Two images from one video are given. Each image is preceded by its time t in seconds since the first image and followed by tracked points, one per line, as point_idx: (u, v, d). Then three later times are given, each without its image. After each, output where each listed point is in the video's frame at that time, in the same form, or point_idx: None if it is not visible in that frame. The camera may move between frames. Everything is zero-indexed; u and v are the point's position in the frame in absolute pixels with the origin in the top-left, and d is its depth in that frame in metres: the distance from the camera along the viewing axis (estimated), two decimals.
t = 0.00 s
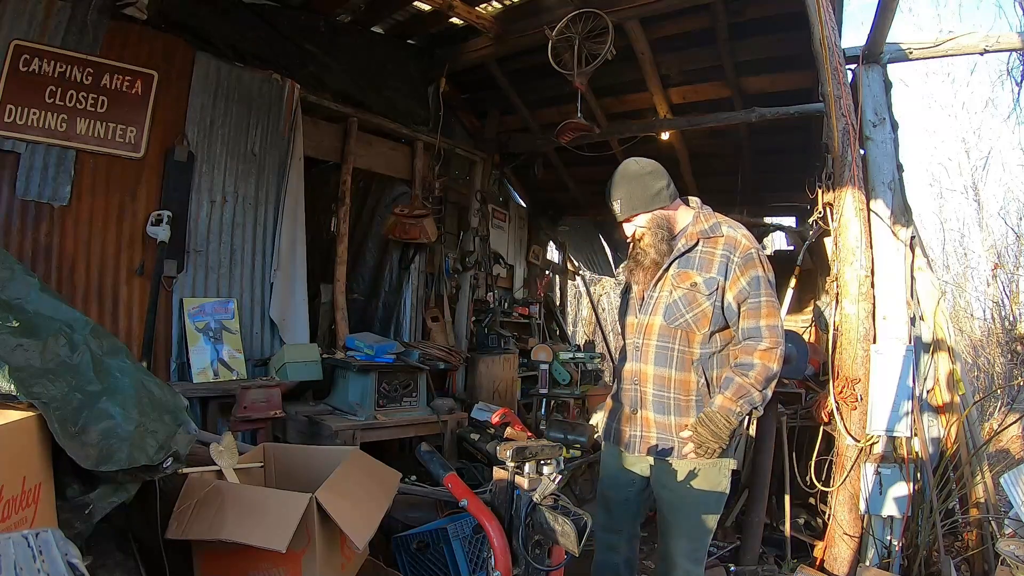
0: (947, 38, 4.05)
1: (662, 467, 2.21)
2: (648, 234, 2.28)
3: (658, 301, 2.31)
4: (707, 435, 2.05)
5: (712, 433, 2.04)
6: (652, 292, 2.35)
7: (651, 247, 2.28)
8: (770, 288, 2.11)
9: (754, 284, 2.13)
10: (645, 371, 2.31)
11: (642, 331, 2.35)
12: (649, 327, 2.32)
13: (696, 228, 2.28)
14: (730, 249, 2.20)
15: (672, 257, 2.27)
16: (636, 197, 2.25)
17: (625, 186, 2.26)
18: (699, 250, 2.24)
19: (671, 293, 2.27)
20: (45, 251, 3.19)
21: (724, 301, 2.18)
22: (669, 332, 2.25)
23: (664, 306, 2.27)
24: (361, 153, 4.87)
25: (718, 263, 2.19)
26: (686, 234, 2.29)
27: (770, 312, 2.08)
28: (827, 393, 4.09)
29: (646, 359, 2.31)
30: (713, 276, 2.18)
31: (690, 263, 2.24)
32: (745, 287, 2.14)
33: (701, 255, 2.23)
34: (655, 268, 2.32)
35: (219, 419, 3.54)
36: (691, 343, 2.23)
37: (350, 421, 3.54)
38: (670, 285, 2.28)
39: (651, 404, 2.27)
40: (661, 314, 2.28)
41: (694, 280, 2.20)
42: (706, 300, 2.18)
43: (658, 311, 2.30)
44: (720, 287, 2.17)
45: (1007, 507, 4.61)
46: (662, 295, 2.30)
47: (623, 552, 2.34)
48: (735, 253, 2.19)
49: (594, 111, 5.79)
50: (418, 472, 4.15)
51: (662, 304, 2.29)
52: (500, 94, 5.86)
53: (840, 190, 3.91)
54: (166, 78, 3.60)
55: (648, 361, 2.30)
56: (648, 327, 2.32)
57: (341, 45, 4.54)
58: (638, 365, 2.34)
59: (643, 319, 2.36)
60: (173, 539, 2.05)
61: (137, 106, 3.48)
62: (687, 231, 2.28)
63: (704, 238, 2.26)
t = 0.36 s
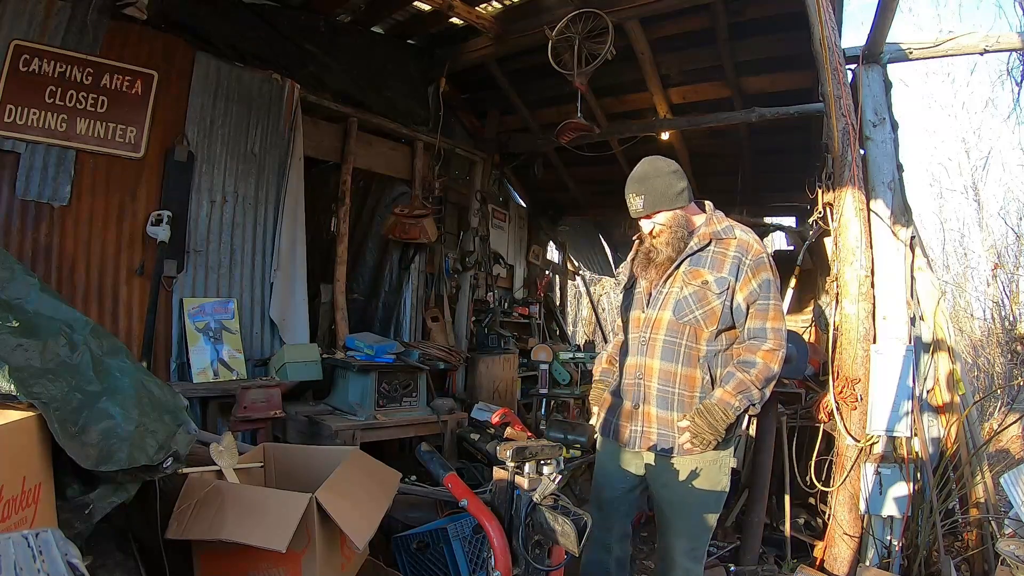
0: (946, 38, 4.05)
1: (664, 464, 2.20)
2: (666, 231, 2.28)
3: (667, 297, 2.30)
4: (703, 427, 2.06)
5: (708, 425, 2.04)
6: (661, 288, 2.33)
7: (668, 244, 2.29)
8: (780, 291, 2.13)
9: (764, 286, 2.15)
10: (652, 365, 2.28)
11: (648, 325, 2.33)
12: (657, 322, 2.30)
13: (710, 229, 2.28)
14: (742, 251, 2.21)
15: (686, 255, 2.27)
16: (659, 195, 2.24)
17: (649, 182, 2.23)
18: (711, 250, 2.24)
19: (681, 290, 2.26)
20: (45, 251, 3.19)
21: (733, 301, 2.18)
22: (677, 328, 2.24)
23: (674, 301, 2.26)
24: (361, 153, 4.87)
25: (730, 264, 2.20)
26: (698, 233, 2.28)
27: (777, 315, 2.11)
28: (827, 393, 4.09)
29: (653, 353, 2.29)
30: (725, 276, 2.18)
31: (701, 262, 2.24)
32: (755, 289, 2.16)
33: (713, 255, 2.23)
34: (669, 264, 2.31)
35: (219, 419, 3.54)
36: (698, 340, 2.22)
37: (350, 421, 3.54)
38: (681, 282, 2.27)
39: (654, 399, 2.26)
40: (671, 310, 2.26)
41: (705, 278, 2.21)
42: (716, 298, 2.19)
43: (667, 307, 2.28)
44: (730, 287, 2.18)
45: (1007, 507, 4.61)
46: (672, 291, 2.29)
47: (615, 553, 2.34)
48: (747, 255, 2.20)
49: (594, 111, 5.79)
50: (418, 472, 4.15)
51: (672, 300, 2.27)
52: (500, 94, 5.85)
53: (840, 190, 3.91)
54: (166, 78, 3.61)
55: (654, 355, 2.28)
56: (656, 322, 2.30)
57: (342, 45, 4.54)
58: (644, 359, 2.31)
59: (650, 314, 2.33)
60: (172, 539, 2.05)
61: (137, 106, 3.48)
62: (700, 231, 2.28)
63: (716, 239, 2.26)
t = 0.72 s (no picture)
0: (946, 38, 4.05)
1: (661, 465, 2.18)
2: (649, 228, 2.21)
3: (660, 298, 2.26)
4: (719, 425, 1.97)
5: (722, 418, 1.97)
6: (650, 288, 2.28)
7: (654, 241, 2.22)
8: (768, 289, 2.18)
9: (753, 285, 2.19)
10: (649, 368, 2.24)
11: (642, 327, 2.27)
12: (652, 323, 2.26)
13: (695, 229, 2.28)
14: (729, 250, 2.24)
15: (676, 254, 2.24)
16: (641, 190, 2.16)
17: (631, 176, 2.15)
18: (700, 250, 2.25)
19: (673, 291, 2.24)
20: (45, 251, 3.19)
21: (725, 300, 2.21)
22: (674, 328, 2.21)
23: (669, 302, 2.23)
24: (361, 153, 4.88)
25: (720, 263, 2.22)
26: (684, 232, 2.29)
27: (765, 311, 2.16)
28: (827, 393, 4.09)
29: (650, 355, 2.24)
30: (716, 275, 2.20)
31: (691, 262, 2.24)
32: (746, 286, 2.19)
33: (702, 254, 2.24)
34: (657, 263, 2.26)
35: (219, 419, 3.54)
36: (693, 340, 2.22)
37: (350, 421, 3.54)
38: (672, 282, 2.25)
39: (652, 400, 2.22)
40: (667, 311, 2.23)
41: (698, 278, 2.21)
42: (709, 298, 2.19)
43: (662, 308, 2.24)
44: (722, 286, 2.20)
45: (1007, 507, 4.61)
46: (665, 291, 2.26)
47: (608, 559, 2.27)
48: (734, 254, 2.23)
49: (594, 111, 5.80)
50: (418, 472, 4.16)
51: (666, 301, 2.24)
52: (500, 94, 5.86)
53: (840, 190, 3.91)
54: (166, 77, 3.60)
55: (651, 358, 2.24)
56: (651, 324, 2.26)
57: (342, 45, 4.54)
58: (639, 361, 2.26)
59: (643, 315, 2.28)
60: (173, 539, 2.05)
61: (137, 106, 3.48)
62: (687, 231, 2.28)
63: (703, 239, 2.27)
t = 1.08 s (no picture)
0: (947, 38, 4.04)
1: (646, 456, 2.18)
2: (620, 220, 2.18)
3: (635, 292, 2.26)
4: (708, 399, 2.02)
5: (711, 397, 2.01)
6: (622, 284, 2.28)
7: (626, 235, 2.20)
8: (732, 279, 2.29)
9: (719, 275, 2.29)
10: (628, 363, 2.23)
11: (618, 323, 2.26)
12: (627, 318, 2.25)
13: (659, 223, 2.33)
14: (693, 244, 2.32)
15: (645, 248, 2.26)
16: (601, 184, 2.18)
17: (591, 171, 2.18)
18: (668, 244, 2.29)
19: (647, 284, 2.26)
20: (45, 251, 3.20)
21: (694, 292, 2.29)
22: (651, 322, 2.23)
23: (644, 295, 2.24)
24: (361, 153, 4.88)
25: (687, 256, 2.29)
26: (651, 228, 2.31)
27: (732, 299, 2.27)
28: (827, 393, 4.09)
29: (628, 350, 2.23)
30: (685, 267, 2.27)
31: (661, 255, 2.28)
32: (712, 277, 2.29)
33: (670, 249, 2.29)
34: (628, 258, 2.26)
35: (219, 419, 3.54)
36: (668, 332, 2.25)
37: (350, 421, 3.54)
38: (646, 276, 2.26)
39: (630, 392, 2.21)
40: (642, 304, 2.24)
41: (670, 271, 2.25)
42: (681, 291, 2.25)
43: (637, 302, 2.25)
44: (691, 278, 2.26)
45: (1007, 507, 4.61)
46: (639, 285, 2.26)
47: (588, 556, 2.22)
48: (698, 248, 2.32)
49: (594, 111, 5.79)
50: (417, 472, 4.16)
51: (641, 295, 2.25)
52: (500, 94, 5.86)
53: (840, 190, 3.91)
54: (166, 77, 3.60)
55: (629, 353, 2.23)
56: (628, 318, 2.25)
57: (342, 45, 4.54)
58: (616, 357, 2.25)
59: (617, 310, 2.27)
60: (173, 539, 2.05)
61: (138, 106, 3.48)
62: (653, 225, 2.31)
63: (669, 233, 2.32)
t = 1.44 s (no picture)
0: (947, 38, 4.04)
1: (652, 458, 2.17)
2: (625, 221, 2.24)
3: (627, 292, 2.27)
4: (680, 376, 1.93)
5: (685, 373, 1.94)
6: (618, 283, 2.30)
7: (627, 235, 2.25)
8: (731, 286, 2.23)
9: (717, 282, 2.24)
10: (614, 361, 2.25)
11: (608, 321, 2.28)
12: (618, 316, 2.27)
13: (665, 229, 2.31)
14: (695, 251, 2.28)
15: (643, 250, 2.26)
16: (616, 186, 2.21)
17: (605, 172, 2.20)
18: (667, 249, 2.27)
19: (640, 287, 2.26)
20: (45, 252, 3.20)
21: (689, 297, 2.25)
22: (640, 322, 2.23)
23: (635, 296, 2.25)
24: (361, 153, 4.88)
25: (686, 262, 2.26)
26: (652, 233, 2.29)
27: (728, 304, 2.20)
28: (826, 393, 4.09)
29: (615, 348, 2.26)
30: (683, 272, 2.24)
31: (658, 260, 2.26)
32: (711, 282, 2.24)
33: (669, 254, 2.26)
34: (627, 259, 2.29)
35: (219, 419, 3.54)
36: (659, 335, 2.23)
37: (350, 421, 3.54)
38: (639, 279, 2.27)
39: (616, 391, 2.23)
40: (632, 305, 2.25)
41: (665, 276, 2.24)
42: (675, 295, 2.23)
43: (628, 302, 2.26)
44: (688, 283, 2.24)
45: (1007, 507, 4.61)
46: (632, 287, 2.27)
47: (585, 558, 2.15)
48: (700, 255, 2.28)
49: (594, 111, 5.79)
50: (417, 472, 4.16)
51: (632, 295, 2.26)
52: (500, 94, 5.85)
53: (840, 190, 3.91)
54: (166, 77, 3.60)
55: (616, 350, 2.25)
56: (618, 317, 2.27)
57: (342, 45, 4.54)
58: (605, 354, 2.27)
59: (609, 309, 2.29)
60: (173, 539, 2.05)
61: (138, 106, 3.48)
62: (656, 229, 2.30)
63: (670, 239, 2.29)
